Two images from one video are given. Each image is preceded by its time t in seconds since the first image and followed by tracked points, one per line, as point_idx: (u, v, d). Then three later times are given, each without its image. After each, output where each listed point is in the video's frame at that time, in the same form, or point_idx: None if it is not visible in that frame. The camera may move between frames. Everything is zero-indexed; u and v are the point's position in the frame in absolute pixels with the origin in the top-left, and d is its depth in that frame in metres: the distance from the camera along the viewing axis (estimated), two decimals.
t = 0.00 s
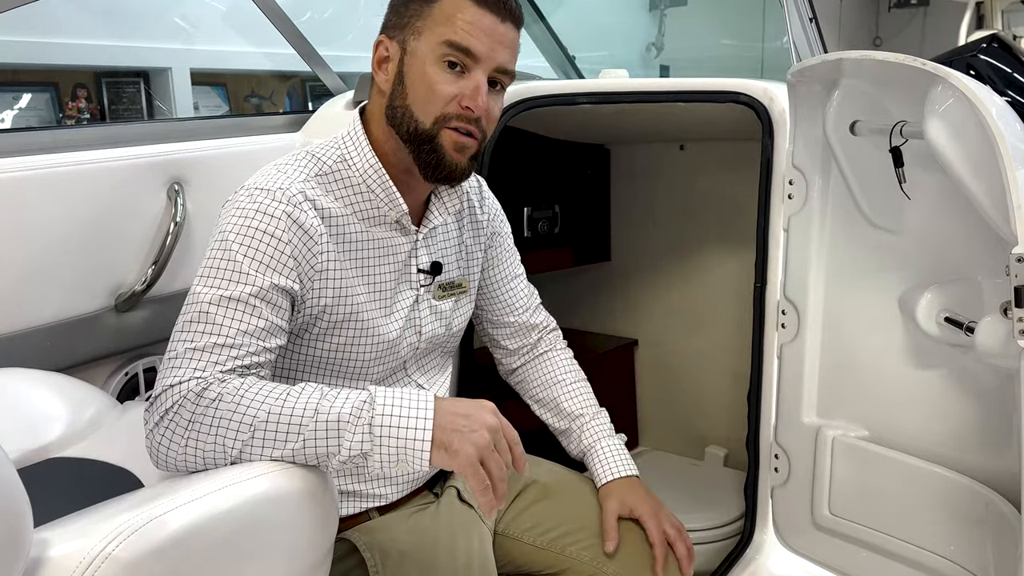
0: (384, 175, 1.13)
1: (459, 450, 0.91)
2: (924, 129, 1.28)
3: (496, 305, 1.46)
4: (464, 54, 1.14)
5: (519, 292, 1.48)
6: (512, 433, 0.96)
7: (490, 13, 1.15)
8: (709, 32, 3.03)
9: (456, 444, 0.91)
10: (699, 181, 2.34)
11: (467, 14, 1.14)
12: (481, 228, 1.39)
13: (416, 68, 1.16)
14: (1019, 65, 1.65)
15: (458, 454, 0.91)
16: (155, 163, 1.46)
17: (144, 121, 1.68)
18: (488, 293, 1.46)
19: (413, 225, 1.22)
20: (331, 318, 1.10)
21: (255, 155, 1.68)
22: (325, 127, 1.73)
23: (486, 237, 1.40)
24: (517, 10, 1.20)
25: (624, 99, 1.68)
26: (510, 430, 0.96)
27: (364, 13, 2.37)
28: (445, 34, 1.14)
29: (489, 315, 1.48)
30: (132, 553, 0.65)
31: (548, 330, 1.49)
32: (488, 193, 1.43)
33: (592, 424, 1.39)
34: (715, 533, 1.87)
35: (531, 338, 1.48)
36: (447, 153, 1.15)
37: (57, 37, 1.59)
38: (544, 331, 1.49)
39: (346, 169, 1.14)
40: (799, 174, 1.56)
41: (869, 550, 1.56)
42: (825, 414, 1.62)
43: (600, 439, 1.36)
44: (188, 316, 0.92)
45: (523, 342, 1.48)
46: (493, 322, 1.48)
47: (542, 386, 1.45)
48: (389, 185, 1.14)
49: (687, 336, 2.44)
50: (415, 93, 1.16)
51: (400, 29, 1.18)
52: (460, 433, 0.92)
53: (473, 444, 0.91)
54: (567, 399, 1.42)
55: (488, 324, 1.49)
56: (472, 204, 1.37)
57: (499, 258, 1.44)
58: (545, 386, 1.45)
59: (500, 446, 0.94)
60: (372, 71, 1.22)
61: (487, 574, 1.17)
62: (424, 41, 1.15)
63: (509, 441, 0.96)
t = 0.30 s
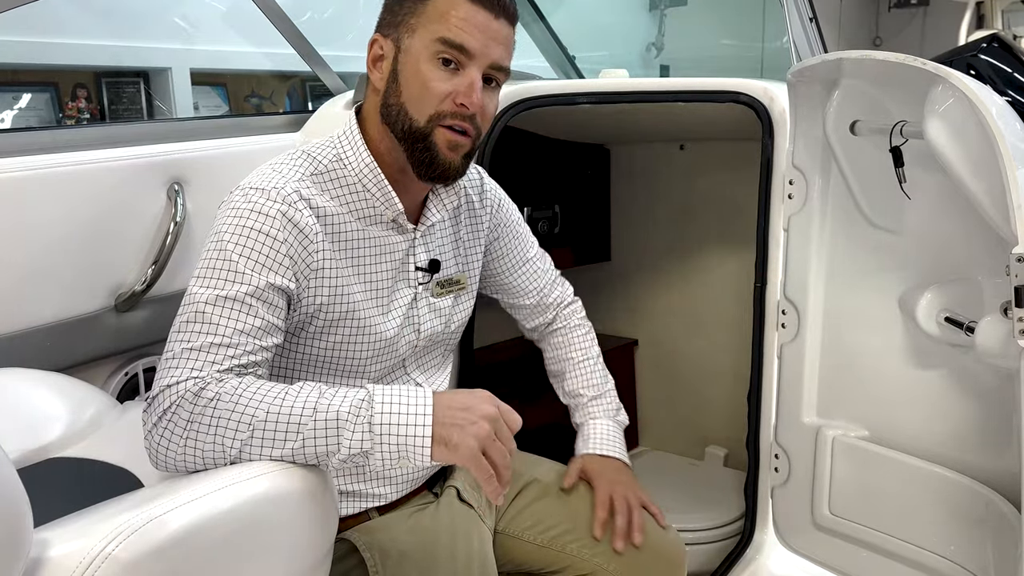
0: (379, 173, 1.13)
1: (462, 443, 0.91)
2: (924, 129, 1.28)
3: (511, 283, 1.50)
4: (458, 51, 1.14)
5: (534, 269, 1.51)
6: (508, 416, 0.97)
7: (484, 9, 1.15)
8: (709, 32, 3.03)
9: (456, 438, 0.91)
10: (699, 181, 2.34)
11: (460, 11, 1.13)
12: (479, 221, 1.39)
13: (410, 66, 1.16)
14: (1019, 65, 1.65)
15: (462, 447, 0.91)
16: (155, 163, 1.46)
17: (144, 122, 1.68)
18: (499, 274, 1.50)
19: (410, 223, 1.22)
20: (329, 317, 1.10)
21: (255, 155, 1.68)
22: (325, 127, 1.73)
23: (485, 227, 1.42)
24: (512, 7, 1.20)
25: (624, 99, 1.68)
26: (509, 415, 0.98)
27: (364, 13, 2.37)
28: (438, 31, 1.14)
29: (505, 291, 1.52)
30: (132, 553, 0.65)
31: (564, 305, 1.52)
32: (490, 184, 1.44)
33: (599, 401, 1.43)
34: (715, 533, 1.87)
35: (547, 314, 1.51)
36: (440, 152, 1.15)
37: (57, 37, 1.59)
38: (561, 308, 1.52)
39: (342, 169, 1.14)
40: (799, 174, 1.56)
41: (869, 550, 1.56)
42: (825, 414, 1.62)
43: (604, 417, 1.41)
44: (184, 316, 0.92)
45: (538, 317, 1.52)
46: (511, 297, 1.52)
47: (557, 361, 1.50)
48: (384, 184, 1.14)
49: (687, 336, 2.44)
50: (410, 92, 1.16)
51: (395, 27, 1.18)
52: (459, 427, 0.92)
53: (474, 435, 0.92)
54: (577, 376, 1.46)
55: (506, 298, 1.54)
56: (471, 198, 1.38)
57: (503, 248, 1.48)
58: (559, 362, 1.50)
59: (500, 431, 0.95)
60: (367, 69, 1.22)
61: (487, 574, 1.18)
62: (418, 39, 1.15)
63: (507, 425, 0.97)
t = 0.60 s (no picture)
0: (389, 176, 1.13)
1: (468, 438, 0.92)
2: (924, 129, 1.28)
3: (510, 278, 1.52)
4: (468, 56, 1.14)
5: (532, 265, 1.54)
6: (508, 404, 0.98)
7: (494, 14, 1.15)
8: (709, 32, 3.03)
9: (462, 434, 0.92)
10: (700, 181, 2.34)
11: (471, 16, 1.13)
12: (485, 221, 1.40)
13: (419, 70, 1.16)
14: (1019, 65, 1.65)
15: (469, 442, 0.91)
16: (155, 163, 1.46)
17: (144, 122, 1.68)
18: (500, 271, 1.51)
19: (417, 224, 1.22)
20: (333, 318, 1.10)
21: (255, 155, 1.68)
22: (325, 127, 1.73)
23: (491, 226, 1.42)
24: (523, 11, 1.20)
25: (624, 99, 1.68)
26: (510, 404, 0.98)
27: (364, 13, 2.37)
28: (449, 36, 1.14)
29: (500, 284, 1.53)
30: (132, 553, 0.65)
31: (551, 300, 1.58)
32: (495, 184, 1.44)
33: (564, 396, 1.52)
34: (715, 533, 1.87)
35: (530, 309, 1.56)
36: (451, 156, 1.15)
37: (57, 37, 1.59)
38: (546, 305, 1.57)
39: (351, 170, 1.14)
40: (799, 174, 1.56)
41: (869, 550, 1.56)
42: (825, 414, 1.62)
43: (561, 410, 1.50)
44: (190, 316, 0.92)
45: (528, 309, 1.57)
46: (503, 293, 1.54)
47: (531, 352, 1.57)
48: (394, 187, 1.14)
49: (687, 336, 2.43)
50: (419, 95, 1.16)
51: (405, 31, 1.18)
52: (465, 424, 0.92)
53: (478, 429, 0.92)
54: (547, 370, 1.54)
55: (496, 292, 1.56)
56: (477, 198, 1.38)
57: (506, 247, 1.49)
58: (536, 356, 1.56)
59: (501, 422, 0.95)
60: (376, 72, 1.22)
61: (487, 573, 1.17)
62: (428, 43, 1.15)
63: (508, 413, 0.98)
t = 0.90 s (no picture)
0: (395, 177, 1.14)
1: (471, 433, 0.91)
2: (924, 129, 1.28)
3: (511, 276, 1.52)
4: (473, 58, 1.14)
5: (531, 264, 1.54)
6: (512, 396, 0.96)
7: (499, 16, 1.14)
8: (710, 31, 3.03)
9: (466, 430, 0.91)
10: (700, 181, 2.34)
11: (476, 18, 1.13)
12: (485, 218, 1.39)
13: (424, 72, 1.16)
14: (1020, 65, 1.65)
15: (472, 438, 0.91)
16: (155, 163, 1.46)
17: (144, 122, 1.68)
18: (501, 269, 1.51)
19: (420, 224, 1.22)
20: (337, 318, 1.10)
21: (255, 155, 1.68)
22: (325, 127, 1.73)
23: (491, 223, 1.42)
24: (529, 13, 1.19)
25: (624, 99, 1.68)
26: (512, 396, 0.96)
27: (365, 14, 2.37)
28: (454, 38, 1.14)
29: (499, 285, 1.53)
30: (131, 553, 0.65)
31: (550, 300, 1.58)
32: (493, 182, 1.44)
33: (564, 399, 1.52)
34: (715, 533, 1.87)
35: (531, 310, 1.57)
36: (453, 159, 1.16)
37: (57, 37, 1.59)
38: (546, 305, 1.57)
39: (357, 171, 1.14)
40: (800, 174, 1.56)
41: (869, 550, 1.56)
42: (825, 414, 1.62)
43: (563, 414, 1.51)
44: (197, 316, 0.92)
45: (528, 310, 1.57)
46: (502, 291, 1.54)
47: (531, 354, 1.57)
48: (400, 188, 1.14)
49: (688, 336, 2.43)
50: (424, 97, 1.16)
51: (410, 32, 1.18)
52: (468, 420, 0.92)
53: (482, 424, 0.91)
54: (547, 373, 1.54)
55: (495, 289, 1.56)
56: (477, 197, 1.38)
57: (505, 245, 1.49)
58: (536, 358, 1.56)
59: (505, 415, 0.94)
60: (382, 72, 1.22)
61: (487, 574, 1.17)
62: (433, 45, 1.15)
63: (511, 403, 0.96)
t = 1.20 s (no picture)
0: (394, 175, 1.14)
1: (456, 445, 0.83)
2: (924, 129, 1.27)
3: (511, 275, 1.52)
4: (475, 53, 1.14)
5: (532, 263, 1.54)
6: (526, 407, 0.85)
7: (499, 11, 1.14)
8: (710, 30, 3.04)
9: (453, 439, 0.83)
10: (700, 181, 2.34)
11: (477, 12, 1.13)
12: (485, 216, 1.39)
13: (426, 67, 1.16)
14: (1020, 65, 1.65)
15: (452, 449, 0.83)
16: (156, 163, 1.46)
17: (144, 122, 1.68)
18: (502, 269, 1.51)
19: (420, 222, 1.22)
20: (337, 317, 1.11)
21: (255, 155, 1.68)
22: (325, 127, 1.73)
23: (491, 222, 1.42)
24: (528, 9, 1.20)
25: (624, 99, 1.68)
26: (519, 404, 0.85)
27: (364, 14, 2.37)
28: (456, 33, 1.14)
29: (500, 284, 1.54)
30: (131, 553, 0.65)
31: (551, 300, 1.58)
32: (492, 180, 1.44)
33: (564, 399, 1.52)
34: (715, 532, 1.87)
35: (532, 310, 1.57)
36: (456, 153, 1.15)
37: (57, 37, 1.59)
38: (546, 305, 1.57)
39: (356, 169, 1.14)
40: (799, 174, 1.56)
41: (869, 550, 1.56)
42: (825, 414, 1.62)
43: (563, 414, 1.51)
44: (195, 316, 0.92)
45: (528, 309, 1.57)
46: (502, 290, 1.54)
47: (531, 354, 1.57)
48: (398, 184, 1.14)
49: (688, 336, 2.43)
50: (427, 92, 1.15)
51: (411, 29, 1.18)
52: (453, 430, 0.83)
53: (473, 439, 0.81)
54: (547, 372, 1.54)
55: (495, 288, 1.56)
56: (477, 196, 1.38)
57: (505, 244, 1.49)
58: (536, 358, 1.55)
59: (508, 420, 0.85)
60: (383, 70, 1.21)
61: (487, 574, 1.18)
62: (435, 40, 1.15)
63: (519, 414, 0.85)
